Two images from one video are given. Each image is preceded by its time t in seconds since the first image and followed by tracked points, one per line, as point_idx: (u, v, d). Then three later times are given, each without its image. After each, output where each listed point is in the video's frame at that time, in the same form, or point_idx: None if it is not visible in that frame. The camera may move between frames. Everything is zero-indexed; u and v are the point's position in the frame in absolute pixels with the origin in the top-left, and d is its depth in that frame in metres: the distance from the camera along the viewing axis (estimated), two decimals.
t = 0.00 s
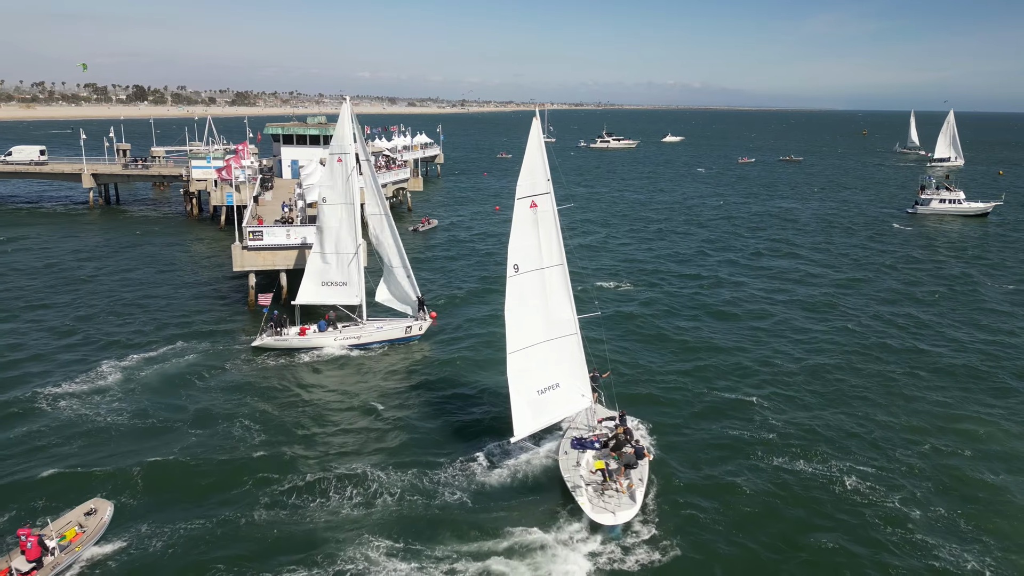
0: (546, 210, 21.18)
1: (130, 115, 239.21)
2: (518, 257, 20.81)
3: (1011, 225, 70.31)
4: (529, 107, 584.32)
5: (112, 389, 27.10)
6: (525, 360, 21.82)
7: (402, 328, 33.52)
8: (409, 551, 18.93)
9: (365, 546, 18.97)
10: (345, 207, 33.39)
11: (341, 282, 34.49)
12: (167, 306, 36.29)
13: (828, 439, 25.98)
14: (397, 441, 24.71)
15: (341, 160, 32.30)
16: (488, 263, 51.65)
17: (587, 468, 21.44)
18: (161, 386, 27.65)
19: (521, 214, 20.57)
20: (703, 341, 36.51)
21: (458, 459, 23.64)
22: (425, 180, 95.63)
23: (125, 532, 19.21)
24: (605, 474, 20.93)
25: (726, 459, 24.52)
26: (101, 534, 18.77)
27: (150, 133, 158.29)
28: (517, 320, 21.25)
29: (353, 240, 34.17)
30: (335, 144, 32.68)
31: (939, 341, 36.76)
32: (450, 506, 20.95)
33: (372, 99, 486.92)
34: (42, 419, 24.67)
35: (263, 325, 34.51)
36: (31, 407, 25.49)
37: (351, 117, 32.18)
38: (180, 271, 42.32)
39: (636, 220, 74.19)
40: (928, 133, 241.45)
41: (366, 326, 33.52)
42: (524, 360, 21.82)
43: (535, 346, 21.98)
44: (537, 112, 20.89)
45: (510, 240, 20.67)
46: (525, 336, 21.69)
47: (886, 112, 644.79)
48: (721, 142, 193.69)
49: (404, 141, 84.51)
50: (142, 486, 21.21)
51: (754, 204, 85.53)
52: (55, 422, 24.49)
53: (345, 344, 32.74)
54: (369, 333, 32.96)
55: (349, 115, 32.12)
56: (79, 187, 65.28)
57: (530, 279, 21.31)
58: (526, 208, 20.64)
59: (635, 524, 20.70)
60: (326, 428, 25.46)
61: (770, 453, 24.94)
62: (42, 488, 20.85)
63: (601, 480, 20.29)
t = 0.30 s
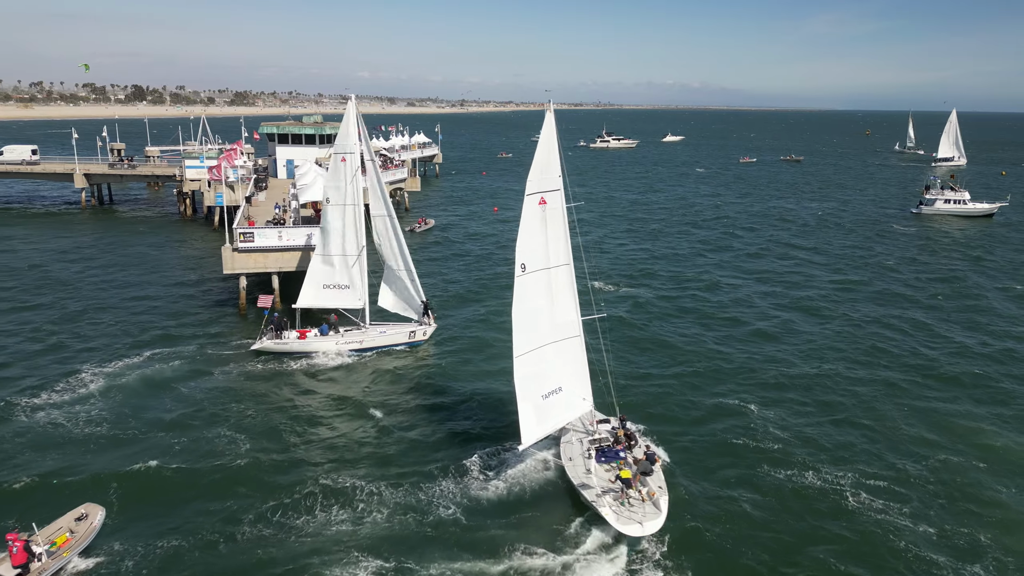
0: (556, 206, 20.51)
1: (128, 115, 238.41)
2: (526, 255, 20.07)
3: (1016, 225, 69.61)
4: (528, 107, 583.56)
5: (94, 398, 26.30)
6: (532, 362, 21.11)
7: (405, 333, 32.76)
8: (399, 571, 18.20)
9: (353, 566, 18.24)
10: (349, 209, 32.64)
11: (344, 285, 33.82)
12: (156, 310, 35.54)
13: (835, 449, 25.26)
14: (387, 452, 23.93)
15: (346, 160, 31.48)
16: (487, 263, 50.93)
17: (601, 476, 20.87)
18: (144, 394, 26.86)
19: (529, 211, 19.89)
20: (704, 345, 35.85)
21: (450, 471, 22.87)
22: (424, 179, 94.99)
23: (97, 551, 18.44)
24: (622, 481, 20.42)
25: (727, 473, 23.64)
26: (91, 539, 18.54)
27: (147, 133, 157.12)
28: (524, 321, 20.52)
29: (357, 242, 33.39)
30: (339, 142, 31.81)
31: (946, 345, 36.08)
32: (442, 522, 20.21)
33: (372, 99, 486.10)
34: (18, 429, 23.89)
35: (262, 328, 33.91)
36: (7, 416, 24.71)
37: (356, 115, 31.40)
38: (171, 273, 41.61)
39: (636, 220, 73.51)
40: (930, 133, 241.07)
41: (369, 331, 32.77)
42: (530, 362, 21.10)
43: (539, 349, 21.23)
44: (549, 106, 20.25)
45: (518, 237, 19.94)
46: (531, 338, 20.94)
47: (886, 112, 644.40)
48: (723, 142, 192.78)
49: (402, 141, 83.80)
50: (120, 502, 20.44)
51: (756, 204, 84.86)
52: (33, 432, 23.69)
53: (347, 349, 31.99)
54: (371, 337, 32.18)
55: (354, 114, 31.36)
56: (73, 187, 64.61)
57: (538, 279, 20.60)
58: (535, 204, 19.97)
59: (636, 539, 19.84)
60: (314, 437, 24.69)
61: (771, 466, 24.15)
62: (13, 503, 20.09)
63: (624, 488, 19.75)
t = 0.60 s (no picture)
0: (567, 205, 19.75)
1: (126, 115, 237.95)
2: (536, 255, 19.33)
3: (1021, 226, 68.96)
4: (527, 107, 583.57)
5: (72, 409, 25.40)
6: (540, 367, 20.42)
7: (409, 339, 32.32)
8: None
9: None
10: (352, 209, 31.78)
11: (345, 289, 33.00)
12: (142, 314, 34.64)
13: (841, 463, 24.41)
14: (377, 466, 23.07)
15: (348, 160, 30.65)
16: (484, 265, 50.10)
17: (614, 490, 20.50)
18: (124, 404, 25.97)
19: (540, 209, 19.15)
20: (706, 351, 35.03)
21: (440, 485, 22.04)
22: (421, 179, 94.25)
23: None
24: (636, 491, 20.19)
25: (732, 488, 22.81)
26: (74, 554, 18.06)
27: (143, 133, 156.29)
28: (530, 323, 19.72)
29: (359, 245, 32.59)
30: (341, 142, 30.97)
31: (955, 352, 35.25)
32: (434, 544, 19.32)
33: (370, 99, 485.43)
34: None
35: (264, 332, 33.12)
36: None
37: (358, 114, 30.47)
38: (161, 276, 40.71)
39: (636, 220, 72.70)
40: (930, 133, 240.69)
41: (370, 336, 32.04)
42: (538, 368, 20.40)
43: (547, 353, 20.53)
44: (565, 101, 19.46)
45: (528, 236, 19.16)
46: (537, 342, 20.16)
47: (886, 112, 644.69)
48: (720, 142, 193.12)
49: (399, 141, 82.94)
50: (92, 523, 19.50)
51: (757, 204, 84.14)
52: (5, 446, 22.77)
53: (347, 354, 31.17)
54: (373, 342, 31.49)
55: (356, 112, 30.44)
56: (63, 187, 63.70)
57: (546, 280, 19.84)
58: (546, 202, 19.22)
59: (645, 554, 19.13)
60: (301, 450, 23.81)
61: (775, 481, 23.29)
62: None
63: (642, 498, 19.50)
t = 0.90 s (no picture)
0: (574, 203, 19.45)
1: (123, 115, 237.19)
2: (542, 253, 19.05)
3: None
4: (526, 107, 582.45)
5: (50, 419, 24.67)
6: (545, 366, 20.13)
7: (413, 341, 31.88)
8: None
9: None
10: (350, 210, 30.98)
11: (344, 292, 32.23)
12: (128, 319, 33.90)
13: (848, 480, 23.60)
14: (366, 481, 22.32)
15: (345, 158, 29.72)
16: (480, 266, 49.31)
17: (625, 498, 20.22)
18: (104, 415, 25.21)
19: (548, 206, 18.79)
20: (706, 357, 34.34)
21: (432, 503, 21.21)
22: (417, 179, 93.42)
23: None
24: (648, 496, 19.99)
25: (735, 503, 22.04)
26: (53, 568, 17.00)
27: (140, 133, 155.65)
28: (537, 325, 19.40)
29: (358, 246, 31.83)
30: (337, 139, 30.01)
31: (962, 358, 34.52)
32: (426, 567, 18.54)
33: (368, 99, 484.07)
34: None
35: (261, 340, 32.38)
36: None
37: (354, 111, 29.49)
38: (149, 279, 39.94)
39: (635, 220, 71.96)
40: (930, 133, 240.23)
41: (372, 339, 31.40)
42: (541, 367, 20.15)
43: (552, 353, 20.25)
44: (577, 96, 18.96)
45: (537, 234, 18.77)
46: (542, 344, 19.85)
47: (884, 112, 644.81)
48: (720, 142, 192.67)
49: (395, 140, 82.16)
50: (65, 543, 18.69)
51: (757, 205, 83.39)
52: None
53: (348, 360, 30.53)
54: (375, 347, 30.87)
55: (352, 109, 29.48)
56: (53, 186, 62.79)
57: (552, 280, 19.53)
58: (555, 199, 18.87)
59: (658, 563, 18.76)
60: (287, 464, 22.98)
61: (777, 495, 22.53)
62: None
63: (660, 502, 19.36)
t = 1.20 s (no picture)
0: (582, 198, 19.15)
1: (119, 115, 236.04)
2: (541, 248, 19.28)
3: None
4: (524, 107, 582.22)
5: (27, 428, 24.14)
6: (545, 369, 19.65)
7: (413, 341, 31.30)
8: None
9: None
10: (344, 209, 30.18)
11: (342, 293, 31.51)
12: (113, 324, 33.36)
13: (853, 493, 22.86)
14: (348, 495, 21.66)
15: (336, 155, 29.00)
16: (475, 266, 48.69)
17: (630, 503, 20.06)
18: (83, 424, 24.67)
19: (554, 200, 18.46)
20: (702, 360, 33.80)
21: (420, 517, 20.65)
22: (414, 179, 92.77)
23: None
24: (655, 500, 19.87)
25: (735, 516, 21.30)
26: None
27: (135, 133, 154.62)
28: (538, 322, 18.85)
29: (354, 245, 31.02)
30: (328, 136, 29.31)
31: (966, 361, 33.94)
32: None
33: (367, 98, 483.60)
34: None
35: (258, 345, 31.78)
36: None
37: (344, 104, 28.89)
38: (137, 281, 39.39)
39: (634, 220, 71.36)
40: (931, 132, 239.89)
41: (372, 340, 30.89)
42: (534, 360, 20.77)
43: (551, 354, 19.66)
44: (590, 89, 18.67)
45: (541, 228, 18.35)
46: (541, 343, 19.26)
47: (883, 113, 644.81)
48: (720, 142, 192.13)
49: (392, 139, 81.50)
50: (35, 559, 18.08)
51: (757, 204, 82.82)
52: None
53: (349, 363, 30.06)
54: (376, 348, 30.41)
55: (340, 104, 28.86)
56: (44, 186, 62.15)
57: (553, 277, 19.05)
58: (561, 193, 18.56)
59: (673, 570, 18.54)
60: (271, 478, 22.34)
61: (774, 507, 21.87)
62: None
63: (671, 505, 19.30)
